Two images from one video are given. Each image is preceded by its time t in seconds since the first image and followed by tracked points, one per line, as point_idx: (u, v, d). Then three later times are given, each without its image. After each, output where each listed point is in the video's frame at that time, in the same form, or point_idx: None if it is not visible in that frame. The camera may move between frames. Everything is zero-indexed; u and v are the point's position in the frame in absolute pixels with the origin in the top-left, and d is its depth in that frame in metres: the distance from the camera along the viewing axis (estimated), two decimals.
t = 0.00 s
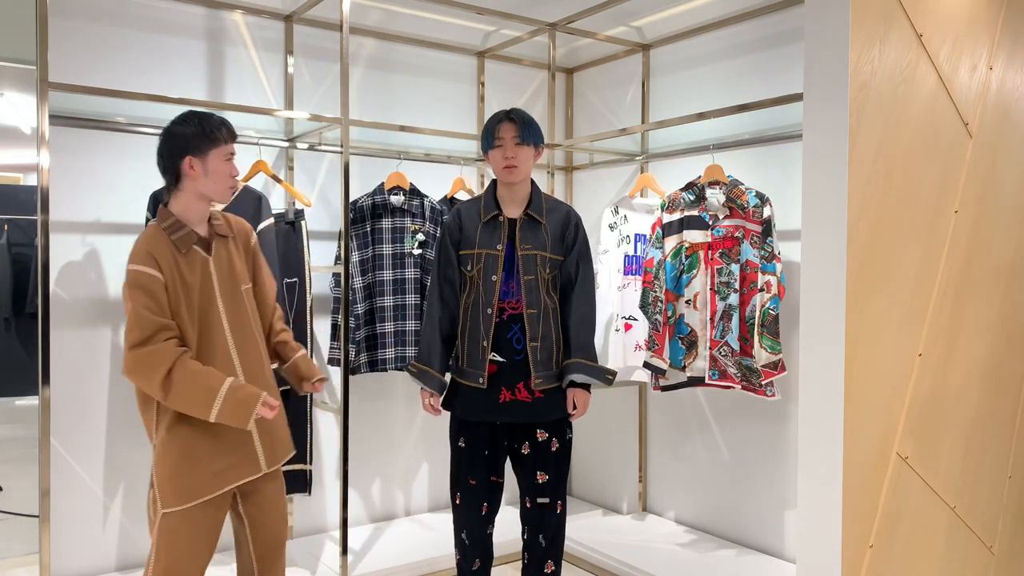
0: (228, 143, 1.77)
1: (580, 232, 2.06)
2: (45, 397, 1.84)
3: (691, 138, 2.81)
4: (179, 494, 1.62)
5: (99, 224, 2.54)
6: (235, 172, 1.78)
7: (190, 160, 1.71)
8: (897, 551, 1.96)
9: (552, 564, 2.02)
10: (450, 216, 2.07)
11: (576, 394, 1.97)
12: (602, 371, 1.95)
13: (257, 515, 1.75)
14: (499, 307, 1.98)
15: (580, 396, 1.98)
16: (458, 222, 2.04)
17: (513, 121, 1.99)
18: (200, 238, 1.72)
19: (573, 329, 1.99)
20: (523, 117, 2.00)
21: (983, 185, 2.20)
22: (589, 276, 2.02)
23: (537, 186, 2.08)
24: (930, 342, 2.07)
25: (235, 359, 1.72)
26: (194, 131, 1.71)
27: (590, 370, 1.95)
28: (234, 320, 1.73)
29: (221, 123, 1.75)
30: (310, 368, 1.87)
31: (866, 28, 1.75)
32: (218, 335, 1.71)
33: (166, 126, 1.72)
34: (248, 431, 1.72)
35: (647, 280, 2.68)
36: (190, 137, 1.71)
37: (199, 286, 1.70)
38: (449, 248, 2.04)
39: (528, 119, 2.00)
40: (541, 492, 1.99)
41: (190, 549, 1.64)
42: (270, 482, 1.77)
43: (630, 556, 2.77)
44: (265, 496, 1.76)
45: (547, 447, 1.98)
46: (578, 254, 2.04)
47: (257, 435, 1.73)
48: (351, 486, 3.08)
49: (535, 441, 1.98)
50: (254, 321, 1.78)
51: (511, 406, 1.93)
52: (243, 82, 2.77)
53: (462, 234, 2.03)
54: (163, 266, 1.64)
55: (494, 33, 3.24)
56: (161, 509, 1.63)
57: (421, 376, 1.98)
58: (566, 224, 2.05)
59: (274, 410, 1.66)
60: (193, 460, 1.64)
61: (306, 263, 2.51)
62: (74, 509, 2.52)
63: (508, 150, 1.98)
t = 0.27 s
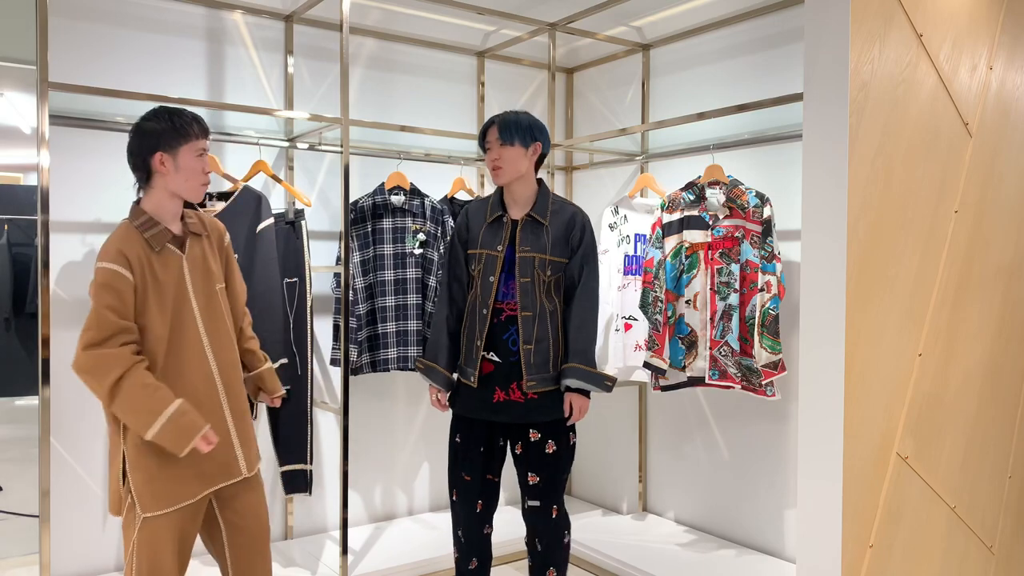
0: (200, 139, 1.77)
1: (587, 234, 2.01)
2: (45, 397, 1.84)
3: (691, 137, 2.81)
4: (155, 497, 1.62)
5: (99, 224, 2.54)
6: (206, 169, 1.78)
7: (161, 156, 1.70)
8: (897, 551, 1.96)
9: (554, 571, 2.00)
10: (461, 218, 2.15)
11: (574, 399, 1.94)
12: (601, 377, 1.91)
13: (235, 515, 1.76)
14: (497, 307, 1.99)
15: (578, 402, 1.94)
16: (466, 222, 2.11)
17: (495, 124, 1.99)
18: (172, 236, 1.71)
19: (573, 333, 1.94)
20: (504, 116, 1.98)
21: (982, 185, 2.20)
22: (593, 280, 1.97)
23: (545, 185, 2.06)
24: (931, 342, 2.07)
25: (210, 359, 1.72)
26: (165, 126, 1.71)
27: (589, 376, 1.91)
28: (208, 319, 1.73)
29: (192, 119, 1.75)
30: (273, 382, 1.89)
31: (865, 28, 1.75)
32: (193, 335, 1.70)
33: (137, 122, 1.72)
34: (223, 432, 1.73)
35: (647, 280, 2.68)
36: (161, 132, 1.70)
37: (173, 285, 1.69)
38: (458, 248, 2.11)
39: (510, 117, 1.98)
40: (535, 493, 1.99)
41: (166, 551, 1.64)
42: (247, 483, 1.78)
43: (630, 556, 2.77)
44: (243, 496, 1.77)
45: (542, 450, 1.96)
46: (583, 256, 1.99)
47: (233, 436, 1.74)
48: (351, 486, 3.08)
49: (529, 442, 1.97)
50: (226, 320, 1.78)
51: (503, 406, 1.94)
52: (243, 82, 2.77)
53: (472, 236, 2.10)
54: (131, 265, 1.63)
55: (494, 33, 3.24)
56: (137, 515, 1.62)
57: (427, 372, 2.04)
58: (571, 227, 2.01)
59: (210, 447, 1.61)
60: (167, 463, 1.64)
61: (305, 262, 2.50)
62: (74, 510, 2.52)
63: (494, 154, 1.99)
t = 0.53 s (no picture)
0: (190, 146, 1.78)
1: (595, 234, 1.97)
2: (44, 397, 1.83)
3: (691, 137, 2.81)
4: (147, 498, 1.63)
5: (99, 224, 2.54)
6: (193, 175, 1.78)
7: (147, 157, 1.71)
8: (897, 551, 1.96)
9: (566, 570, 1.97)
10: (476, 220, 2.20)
11: (576, 402, 1.89)
12: (605, 381, 1.85)
13: (228, 513, 1.78)
14: (503, 307, 2.01)
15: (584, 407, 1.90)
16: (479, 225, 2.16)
17: (508, 123, 1.99)
18: (156, 236, 1.73)
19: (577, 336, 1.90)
20: (517, 116, 1.98)
21: (982, 184, 2.20)
22: (598, 280, 1.92)
23: (558, 184, 2.06)
24: (931, 342, 2.07)
25: (197, 357, 1.73)
26: (155, 129, 1.72)
27: (591, 380, 1.86)
28: (193, 318, 1.75)
29: (185, 125, 1.76)
30: (260, 383, 1.92)
31: (865, 28, 1.75)
32: (179, 334, 1.71)
33: (130, 119, 1.73)
34: (213, 431, 1.74)
35: (647, 280, 2.68)
36: (151, 134, 1.71)
37: (158, 285, 1.71)
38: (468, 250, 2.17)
39: (521, 117, 1.98)
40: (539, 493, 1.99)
41: (160, 552, 1.65)
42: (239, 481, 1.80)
43: (631, 556, 2.77)
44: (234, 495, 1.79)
45: (548, 451, 1.95)
46: (590, 257, 1.96)
47: (224, 435, 1.75)
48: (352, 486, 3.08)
49: (533, 441, 1.97)
50: (214, 319, 1.80)
51: (507, 405, 1.96)
52: (243, 82, 2.77)
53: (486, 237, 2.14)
54: (113, 266, 1.63)
55: (494, 33, 3.24)
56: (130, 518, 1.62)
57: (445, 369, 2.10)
58: (578, 228, 1.99)
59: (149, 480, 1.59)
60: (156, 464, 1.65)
61: (305, 263, 2.50)
62: (74, 510, 2.52)
63: (506, 151, 1.99)
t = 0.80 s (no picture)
0: (186, 154, 1.76)
1: (594, 234, 1.93)
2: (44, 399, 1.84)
3: (691, 137, 2.81)
4: (144, 499, 1.63)
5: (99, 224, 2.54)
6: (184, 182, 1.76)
7: (138, 161, 1.70)
8: (897, 551, 1.96)
9: (568, 567, 1.96)
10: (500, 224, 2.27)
11: (575, 410, 1.88)
12: (601, 386, 1.85)
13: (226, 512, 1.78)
14: (510, 308, 2.07)
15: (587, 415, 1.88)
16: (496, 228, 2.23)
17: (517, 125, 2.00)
18: (147, 237, 1.73)
19: (574, 340, 1.88)
20: (525, 118, 1.99)
21: (983, 184, 2.20)
22: (597, 282, 1.88)
23: (568, 184, 2.06)
24: (931, 342, 2.07)
25: (192, 357, 1.73)
26: (150, 133, 1.71)
27: (586, 386, 1.84)
28: (188, 317, 1.75)
29: (182, 134, 1.75)
30: (259, 381, 1.91)
31: (865, 29, 1.75)
32: (173, 334, 1.72)
33: (126, 122, 1.72)
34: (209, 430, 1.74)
35: (647, 279, 2.68)
36: (144, 138, 1.70)
37: (151, 285, 1.71)
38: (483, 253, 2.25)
39: (530, 119, 1.99)
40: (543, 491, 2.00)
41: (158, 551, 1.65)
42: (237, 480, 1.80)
43: (631, 555, 2.77)
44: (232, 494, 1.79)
45: (551, 452, 1.96)
46: (588, 258, 1.92)
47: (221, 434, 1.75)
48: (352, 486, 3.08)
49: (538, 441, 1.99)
50: (208, 318, 1.80)
51: (511, 404, 2.01)
52: (243, 82, 2.77)
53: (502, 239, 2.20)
54: (107, 267, 1.64)
55: (494, 33, 3.24)
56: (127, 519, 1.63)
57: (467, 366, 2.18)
58: (578, 229, 1.97)
59: (151, 480, 1.61)
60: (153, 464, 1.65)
61: (305, 263, 2.50)
62: (74, 509, 2.52)
63: (514, 153, 2.02)
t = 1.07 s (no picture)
0: (185, 148, 1.76)
1: (576, 230, 1.92)
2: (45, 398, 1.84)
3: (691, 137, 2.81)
4: (141, 501, 1.63)
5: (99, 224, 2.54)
6: (183, 177, 1.75)
7: (138, 157, 1.70)
8: (897, 551, 1.96)
9: (561, 567, 1.98)
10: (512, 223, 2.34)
11: (547, 407, 1.87)
12: (569, 384, 1.83)
13: (225, 513, 1.78)
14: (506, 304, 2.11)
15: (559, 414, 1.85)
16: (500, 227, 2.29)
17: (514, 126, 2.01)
18: (150, 236, 1.73)
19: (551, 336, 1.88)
20: (522, 120, 1.99)
21: (983, 184, 2.20)
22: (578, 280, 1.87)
23: (563, 185, 2.04)
24: (931, 342, 2.07)
25: (192, 358, 1.73)
26: (148, 129, 1.71)
27: (556, 382, 1.83)
28: (188, 318, 1.75)
29: (179, 128, 1.74)
30: (258, 384, 1.92)
31: (865, 29, 1.75)
32: (174, 334, 1.72)
33: (126, 118, 1.73)
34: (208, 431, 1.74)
35: (647, 280, 2.68)
36: (143, 134, 1.70)
37: (152, 286, 1.71)
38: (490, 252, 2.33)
39: (526, 120, 1.99)
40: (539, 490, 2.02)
41: (154, 553, 1.65)
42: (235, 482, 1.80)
43: (631, 555, 2.77)
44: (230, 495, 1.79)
45: (536, 451, 1.98)
46: (567, 255, 1.91)
47: (218, 436, 1.75)
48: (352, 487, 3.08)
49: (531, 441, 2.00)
50: (208, 319, 1.80)
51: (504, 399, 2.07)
52: (243, 82, 2.77)
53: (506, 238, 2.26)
54: (109, 267, 1.64)
55: (494, 33, 3.24)
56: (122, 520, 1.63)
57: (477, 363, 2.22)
58: (562, 225, 1.96)
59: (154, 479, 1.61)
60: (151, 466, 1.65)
61: (305, 263, 2.50)
62: (73, 510, 2.52)
63: (511, 153, 2.02)
